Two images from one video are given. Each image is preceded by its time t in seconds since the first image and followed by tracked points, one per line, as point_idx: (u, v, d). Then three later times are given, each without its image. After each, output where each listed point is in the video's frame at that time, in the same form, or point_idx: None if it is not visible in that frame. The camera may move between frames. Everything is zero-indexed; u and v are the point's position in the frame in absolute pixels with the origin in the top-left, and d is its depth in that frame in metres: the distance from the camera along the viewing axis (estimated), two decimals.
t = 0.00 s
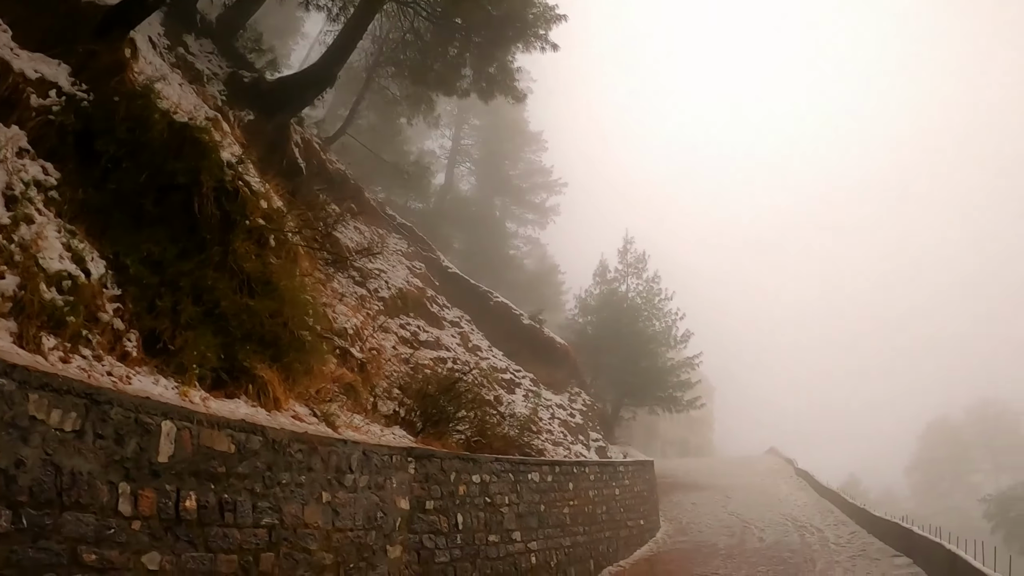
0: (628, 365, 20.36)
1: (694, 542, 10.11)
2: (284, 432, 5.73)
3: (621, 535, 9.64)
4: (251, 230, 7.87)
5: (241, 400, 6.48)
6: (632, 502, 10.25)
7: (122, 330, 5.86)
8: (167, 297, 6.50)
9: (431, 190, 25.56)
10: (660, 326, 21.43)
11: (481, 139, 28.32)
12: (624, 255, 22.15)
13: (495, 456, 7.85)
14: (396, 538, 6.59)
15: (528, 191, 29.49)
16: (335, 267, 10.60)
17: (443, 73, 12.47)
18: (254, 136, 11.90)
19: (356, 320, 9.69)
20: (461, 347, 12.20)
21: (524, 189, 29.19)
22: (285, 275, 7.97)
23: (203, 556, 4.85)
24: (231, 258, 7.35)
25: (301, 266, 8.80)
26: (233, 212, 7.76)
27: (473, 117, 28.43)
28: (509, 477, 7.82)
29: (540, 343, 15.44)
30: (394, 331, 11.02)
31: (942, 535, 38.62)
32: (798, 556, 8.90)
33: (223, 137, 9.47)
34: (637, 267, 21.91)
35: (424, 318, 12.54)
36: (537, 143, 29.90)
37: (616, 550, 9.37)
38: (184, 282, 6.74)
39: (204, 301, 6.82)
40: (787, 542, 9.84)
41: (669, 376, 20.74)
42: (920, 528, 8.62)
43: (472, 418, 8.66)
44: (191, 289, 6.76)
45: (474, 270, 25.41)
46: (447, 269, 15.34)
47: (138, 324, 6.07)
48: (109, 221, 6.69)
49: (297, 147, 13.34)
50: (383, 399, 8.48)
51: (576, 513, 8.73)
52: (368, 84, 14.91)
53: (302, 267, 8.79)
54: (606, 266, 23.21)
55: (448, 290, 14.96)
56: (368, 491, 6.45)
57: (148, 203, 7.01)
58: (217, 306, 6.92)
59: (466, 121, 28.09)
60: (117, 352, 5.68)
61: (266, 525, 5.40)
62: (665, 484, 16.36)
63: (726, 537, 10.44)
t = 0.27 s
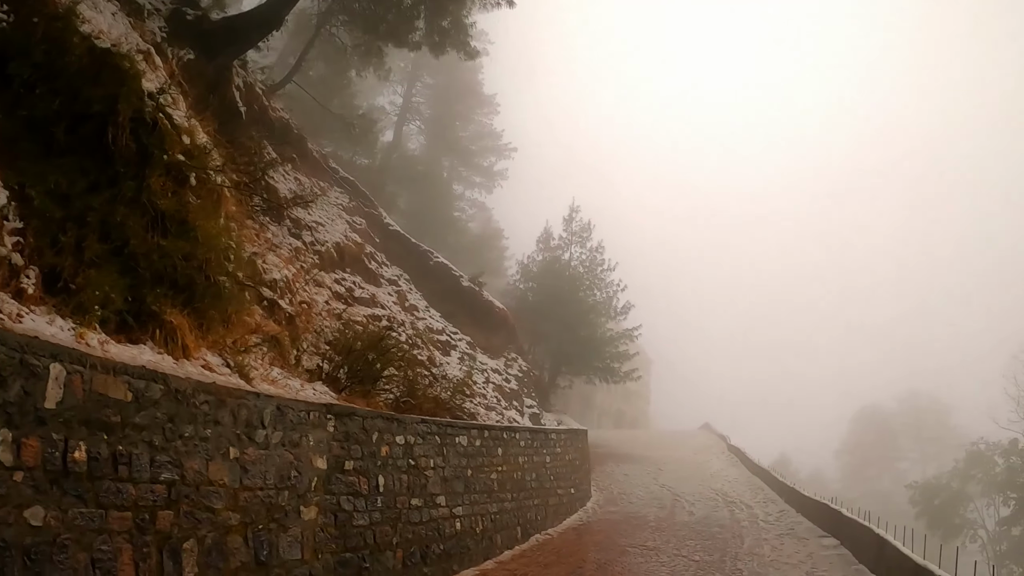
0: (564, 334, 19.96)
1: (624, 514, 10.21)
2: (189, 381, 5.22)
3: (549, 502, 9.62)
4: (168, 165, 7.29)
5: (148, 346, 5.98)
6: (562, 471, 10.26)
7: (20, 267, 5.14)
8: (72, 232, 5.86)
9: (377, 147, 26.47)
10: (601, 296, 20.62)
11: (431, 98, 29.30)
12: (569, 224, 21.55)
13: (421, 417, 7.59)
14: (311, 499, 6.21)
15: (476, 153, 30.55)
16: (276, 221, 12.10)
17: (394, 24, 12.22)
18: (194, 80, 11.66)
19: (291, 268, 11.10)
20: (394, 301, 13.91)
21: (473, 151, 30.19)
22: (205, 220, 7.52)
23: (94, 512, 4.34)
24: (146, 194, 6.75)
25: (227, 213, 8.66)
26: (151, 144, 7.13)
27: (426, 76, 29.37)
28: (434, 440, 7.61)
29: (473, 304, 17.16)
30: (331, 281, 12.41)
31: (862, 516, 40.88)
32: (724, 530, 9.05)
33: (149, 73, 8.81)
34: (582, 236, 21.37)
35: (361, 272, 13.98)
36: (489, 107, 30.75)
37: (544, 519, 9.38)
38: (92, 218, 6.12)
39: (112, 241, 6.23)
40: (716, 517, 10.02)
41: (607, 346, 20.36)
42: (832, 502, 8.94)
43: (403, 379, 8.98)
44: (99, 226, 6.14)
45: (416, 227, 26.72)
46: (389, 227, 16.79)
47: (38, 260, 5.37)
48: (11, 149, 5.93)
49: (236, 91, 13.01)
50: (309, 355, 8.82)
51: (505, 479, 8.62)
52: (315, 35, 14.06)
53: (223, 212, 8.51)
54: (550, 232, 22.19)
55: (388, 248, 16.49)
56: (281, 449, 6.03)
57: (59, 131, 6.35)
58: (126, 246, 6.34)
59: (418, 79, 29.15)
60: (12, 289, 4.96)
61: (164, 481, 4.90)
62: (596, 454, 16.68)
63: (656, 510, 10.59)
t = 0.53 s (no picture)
0: (519, 316, 19.73)
1: (579, 498, 10.14)
2: (107, 357, 4.77)
3: (502, 486, 9.47)
4: (94, 131, 6.89)
5: (68, 322, 5.50)
6: (516, 453, 10.13)
7: None
8: None
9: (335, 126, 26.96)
10: (557, 279, 20.48)
11: (393, 77, 29.21)
12: (526, 206, 21.45)
13: (364, 398, 7.33)
14: (244, 484, 5.85)
15: (435, 134, 30.90)
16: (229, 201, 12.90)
17: None
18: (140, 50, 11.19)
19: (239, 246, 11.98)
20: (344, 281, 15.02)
21: (432, 132, 30.46)
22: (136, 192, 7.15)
23: None
24: (69, 162, 6.32)
25: (161, 186, 8.46)
26: (77, 110, 6.69)
27: (388, 54, 29.47)
28: (378, 421, 7.37)
29: (425, 285, 18.15)
30: (281, 259, 13.25)
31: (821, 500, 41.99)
32: (678, 512, 9.05)
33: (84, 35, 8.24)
34: (540, 218, 21.23)
35: (311, 251, 14.93)
36: (450, 88, 31.05)
37: (497, 503, 9.24)
38: (7, 185, 5.64)
39: (32, 211, 5.79)
40: (671, 501, 10.02)
41: (563, 328, 20.21)
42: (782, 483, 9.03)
43: (350, 360, 9.21)
44: (17, 196, 5.69)
45: (371, 206, 27.62)
46: (342, 207, 17.70)
47: None
48: None
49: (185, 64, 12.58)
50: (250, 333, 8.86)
51: (455, 463, 8.44)
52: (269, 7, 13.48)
53: (158, 181, 8.40)
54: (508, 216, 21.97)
55: (341, 227, 17.42)
56: (210, 431, 5.63)
57: None
58: (46, 216, 5.90)
59: (379, 57, 29.12)
60: None
61: (78, 464, 4.46)
62: (553, 436, 16.69)
63: (611, 493, 10.57)
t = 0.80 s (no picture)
0: (500, 299, 19.41)
1: (553, 482, 9.93)
2: (43, 327, 4.34)
3: (473, 469, 9.22)
4: (44, 97, 6.41)
5: (10, 291, 5.10)
6: (489, 436, 9.87)
7: None
8: None
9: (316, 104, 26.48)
10: (537, 261, 20.10)
11: (376, 56, 28.62)
12: (508, 186, 21.04)
13: (327, 376, 7.02)
14: (194, 463, 5.48)
15: (419, 115, 30.05)
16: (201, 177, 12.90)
17: None
18: (108, 25, 11.35)
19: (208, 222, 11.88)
20: (319, 260, 14.88)
21: (415, 113, 29.65)
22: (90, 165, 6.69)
23: None
24: (15, 128, 5.77)
25: (118, 159, 8.19)
26: (25, 75, 6.25)
27: (371, 32, 28.85)
28: (341, 401, 7.07)
29: (404, 265, 17.80)
30: (252, 237, 13.13)
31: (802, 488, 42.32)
32: (654, 498, 8.83)
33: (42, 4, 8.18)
34: (522, 198, 20.77)
35: (286, 229, 14.82)
36: (434, 69, 30.30)
37: (468, 486, 8.99)
38: None
39: None
40: (647, 487, 9.82)
41: (544, 312, 19.99)
42: (759, 469, 8.84)
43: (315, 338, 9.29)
44: None
45: (351, 185, 27.50)
46: (320, 185, 17.55)
47: None
48: None
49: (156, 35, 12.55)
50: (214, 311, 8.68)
51: (424, 444, 8.17)
52: None
53: (114, 151, 8.27)
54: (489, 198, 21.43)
55: (319, 206, 17.32)
56: (157, 407, 5.22)
57: None
58: None
59: (362, 35, 28.49)
60: None
61: (10, 437, 4.02)
62: (530, 419, 16.49)
63: (586, 478, 10.36)
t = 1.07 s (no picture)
0: (485, 281, 19.11)
1: (533, 466, 9.74)
2: None
3: (451, 452, 8.99)
4: None
5: None
6: (468, 418, 9.63)
7: None
8: None
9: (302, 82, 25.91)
10: (524, 243, 19.76)
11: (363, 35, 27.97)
12: (495, 166, 20.62)
13: (295, 355, 6.71)
14: (149, 444, 5.14)
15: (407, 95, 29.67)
16: (177, 152, 12.50)
17: None
18: None
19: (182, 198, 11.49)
20: (300, 239, 14.51)
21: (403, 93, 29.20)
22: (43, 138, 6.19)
23: None
24: None
25: (81, 130, 7.79)
26: None
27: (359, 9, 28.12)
28: (310, 380, 6.78)
29: (389, 246, 17.41)
30: (228, 214, 12.75)
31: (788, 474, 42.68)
32: (635, 484, 8.66)
33: None
34: (510, 179, 20.38)
35: (265, 207, 14.42)
36: (424, 48, 29.76)
37: (445, 469, 8.77)
38: None
39: None
40: (629, 472, 9.65)
41: (529, 294, 19.73)
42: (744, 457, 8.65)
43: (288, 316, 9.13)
44: None
45: (338, 166, 27.05)
46: (302, 164, 17.15)
47: None
48: None
49: (134, 13, 12.34)
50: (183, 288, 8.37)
51: (399, 426, 7.91)
52: None
53: (77, 124, 7.68)
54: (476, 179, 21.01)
55: (301, 185, 16.93)
56: (109, 384, 4.86)
57: None
58: None
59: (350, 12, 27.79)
60: None
61: None
62: (514, 401, 16.31)
63: (568, 462, 10.19)
